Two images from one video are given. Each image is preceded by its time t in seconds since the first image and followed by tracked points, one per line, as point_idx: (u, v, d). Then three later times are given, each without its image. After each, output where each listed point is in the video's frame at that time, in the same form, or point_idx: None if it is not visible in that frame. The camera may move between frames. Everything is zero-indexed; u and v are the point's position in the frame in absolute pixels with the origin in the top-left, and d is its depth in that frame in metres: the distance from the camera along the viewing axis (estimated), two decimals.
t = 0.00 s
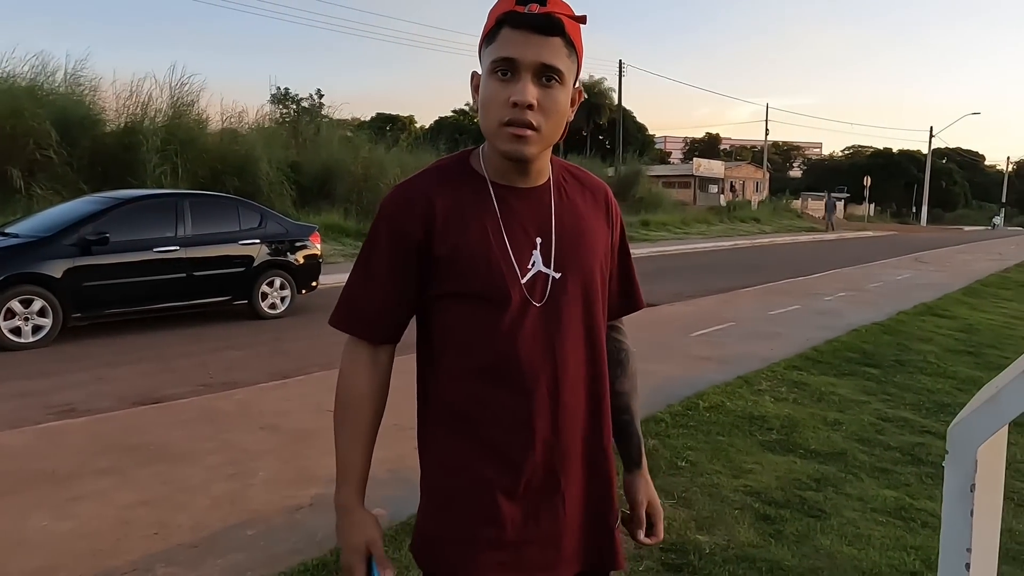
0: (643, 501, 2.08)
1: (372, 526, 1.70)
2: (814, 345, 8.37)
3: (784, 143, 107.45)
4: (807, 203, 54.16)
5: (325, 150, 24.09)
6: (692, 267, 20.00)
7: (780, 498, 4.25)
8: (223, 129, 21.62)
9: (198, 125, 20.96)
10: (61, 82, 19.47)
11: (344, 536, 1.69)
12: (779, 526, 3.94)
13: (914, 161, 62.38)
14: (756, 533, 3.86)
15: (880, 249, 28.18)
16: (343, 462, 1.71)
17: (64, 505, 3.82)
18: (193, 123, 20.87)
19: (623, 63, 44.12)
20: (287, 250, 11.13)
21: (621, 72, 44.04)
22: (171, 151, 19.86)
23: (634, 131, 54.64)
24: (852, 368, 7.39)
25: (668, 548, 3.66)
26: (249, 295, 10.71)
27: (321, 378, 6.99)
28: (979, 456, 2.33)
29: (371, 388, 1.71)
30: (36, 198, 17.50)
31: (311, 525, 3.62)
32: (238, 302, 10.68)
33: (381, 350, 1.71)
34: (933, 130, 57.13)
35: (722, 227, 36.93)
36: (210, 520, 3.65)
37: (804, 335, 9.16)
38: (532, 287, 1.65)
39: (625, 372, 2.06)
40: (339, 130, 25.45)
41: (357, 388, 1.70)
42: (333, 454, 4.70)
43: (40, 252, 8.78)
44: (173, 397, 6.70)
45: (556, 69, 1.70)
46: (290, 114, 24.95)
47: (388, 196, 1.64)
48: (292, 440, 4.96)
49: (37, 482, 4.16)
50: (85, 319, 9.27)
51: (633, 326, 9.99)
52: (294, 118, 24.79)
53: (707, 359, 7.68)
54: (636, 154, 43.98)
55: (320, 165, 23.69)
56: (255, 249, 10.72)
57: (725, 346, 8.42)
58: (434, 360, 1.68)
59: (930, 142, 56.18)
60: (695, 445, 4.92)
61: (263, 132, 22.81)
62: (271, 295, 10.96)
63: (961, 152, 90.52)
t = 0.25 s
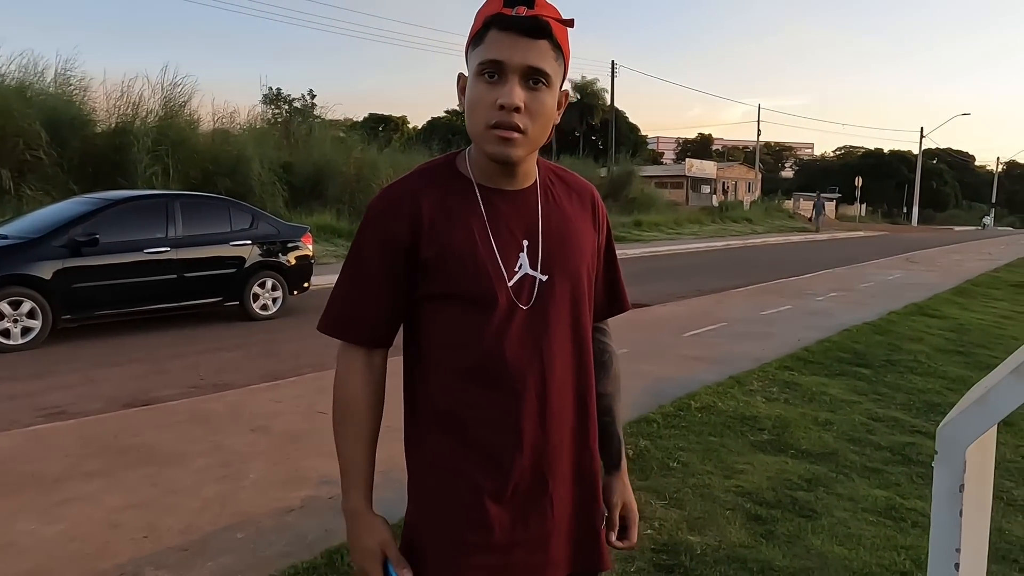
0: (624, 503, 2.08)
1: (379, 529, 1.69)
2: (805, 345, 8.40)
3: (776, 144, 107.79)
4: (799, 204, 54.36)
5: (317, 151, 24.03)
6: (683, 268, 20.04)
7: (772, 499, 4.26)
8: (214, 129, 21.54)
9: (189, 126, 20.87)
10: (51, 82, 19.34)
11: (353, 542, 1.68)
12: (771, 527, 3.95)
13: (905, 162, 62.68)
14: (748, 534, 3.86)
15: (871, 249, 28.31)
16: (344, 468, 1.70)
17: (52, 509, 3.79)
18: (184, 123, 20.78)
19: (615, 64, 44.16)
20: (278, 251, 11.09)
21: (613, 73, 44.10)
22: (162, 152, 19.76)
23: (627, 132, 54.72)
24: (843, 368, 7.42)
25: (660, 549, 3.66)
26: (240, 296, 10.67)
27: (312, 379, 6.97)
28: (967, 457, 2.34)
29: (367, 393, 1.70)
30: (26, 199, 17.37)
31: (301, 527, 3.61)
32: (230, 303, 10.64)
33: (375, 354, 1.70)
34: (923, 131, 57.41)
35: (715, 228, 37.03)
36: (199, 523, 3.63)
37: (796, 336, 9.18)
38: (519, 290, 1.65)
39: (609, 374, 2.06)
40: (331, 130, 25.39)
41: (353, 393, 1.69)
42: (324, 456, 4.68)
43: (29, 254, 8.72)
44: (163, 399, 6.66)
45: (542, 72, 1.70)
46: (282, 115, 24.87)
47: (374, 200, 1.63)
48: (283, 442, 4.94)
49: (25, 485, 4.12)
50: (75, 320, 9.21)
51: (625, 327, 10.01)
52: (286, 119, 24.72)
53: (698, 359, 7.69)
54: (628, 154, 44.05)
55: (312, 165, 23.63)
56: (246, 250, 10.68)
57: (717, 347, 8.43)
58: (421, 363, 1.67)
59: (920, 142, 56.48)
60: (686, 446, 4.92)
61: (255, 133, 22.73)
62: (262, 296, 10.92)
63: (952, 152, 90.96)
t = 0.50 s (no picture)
0: (610, 494, 2.08)
1: (362, 528, 1.69)
2: (797, 344, 8.41)
3: (770, 145, 108.08)
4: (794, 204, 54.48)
5: (312, 152, 24.01)
6: (677, 267, 20.06)
7: (760, 496, 4.26)
8: (208, 130, 21.49)
9: (183, 127, 20.82)
10: (43, 83, 19.27)
11: (335, 539, 1.68)
12: (760, 523, 3.95)
13: (899, 162, 62.85)
14: (737, 531, 3.86)
15: (865, 248, 28.36)
16: (323, 465, 1.69)
17: (39, 509, 3.78)
18: (178, 124, 20.74)
19: (610, 65, 44.19)
20: (271, 251, 11.06)
21: (608, 73, 44.12)
22: (156, 153, 19.71)
23: (622, 132, 54.76)
24: (835, 367, 7.43)
25: (648, 547, 3.65)
26: (233, 297, 10.64)
27: (303, 378, 6.95)
28: (951, 450, 2.34)
29: (345, 389, 1.69)
30: (19, 200, 17.30)
31: (289, 525, 3.60)
32: (222, 304, 10.61)
33: (353, 349, 1.69)
34: (917, 131, 57.59)
35: (710, 228, 37.08)
36: (186, 522, 3.62)
37: (788, 334, 9.18)
38: (497, 281, 1.65)
39: (590, 367, 2.07)
40: (326, 131, 25.35)
41: (331, 389, 1.68)
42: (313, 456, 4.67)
43: (19, 255, 8.69)
44: (154, 400, 6.64)
45: (518, 60, 1.70)
46: (277, 116, 24.84)
47: (351, 192, 1.62)
48: (272, 441, 4.92)
49: (12, 486, 4.11)
50: (66, 321, 9.18)
51: (617, 326, 10.01)
52: (280, 120, 24.69)
53: (691, 358, 7.70)
54: (623, 155, 44.07)
55: (306, 166, 23.60)
56: (239, 250, 10.65)
57: (709, 346, 8.43)
58: (398, 356, 1.67)
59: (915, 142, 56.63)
60: (676, 444, 4.92)
61: (249, 134, 22.70)
62: (255, 296, 10.89)
63: (946, 152, 91.24)
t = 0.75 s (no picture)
0: (607, 495, 2.08)
1: (360, 529, 1.69)
2: (795, 343, 8.43)
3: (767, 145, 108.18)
4: (791, 203, 54.53)
5: (309, 154, 23.99)
6: (674, 267, 20.07)
7: (758, 495, 4.27)
8: (205, 133, 21.48)
9: (180, 130, 20.80)
10: (39, 86, 19.24)
11: (333, 542, 1.68)
12: (757, 523, 3.96)
13: (895, 161, 62.97)
14: (734, 531, 3.87)
15: (861, 248, 28.40)
16: (320, 467, 1.70)
17: (36, 512, 3.78)
18: (175, 127, 20.72)
19: (606, 65, 44.20)
20: (268, 253, 11.06)
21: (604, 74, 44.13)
22: (153, 156, 19.70)
23: (619, 133, 54.80)
24: (832, 366, 7.44)
25: (646, 547, 3.66)
26: (230, 300, 10.64)
27: (301, 381, 6.95)
28: (946, 449, 2.35)
29: (342, 391, 1.70)
30: (16, 204, 17.28)
31: (286, 528, 3.60)
32: (220, 306, 10.60)
33: (349, 351, 1.70)
34: (914, 130, 57.70)
35: (707, 228, 37.12)
36: (184, 525, 3.63)
37: (785, 334, 9.20)
38: (492, 282, 1.65)
39: (586, 367, 2.08)
40: (323, 133, 25.34)
41: (328, 391, 1.69)
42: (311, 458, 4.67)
43: (16, 259, 8.69)
44: (151, 403, 6.64)
45: (511, 63, 1.70)
46: (273, 118, 24.82)
47: (345, 194, 1.63)
48: (270, 444, 4.92)
49: (9, 489, 4.11)
50: (63, 325, 9.18)
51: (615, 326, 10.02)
52: (277, 122, 24.67)
53: (688, 358, 7.71)
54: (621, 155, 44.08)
55: (303, 169, 23.59)
56: (236, 253, 10.65)
57: (707, 346, 8.43)
58: (394, 357, 1.68)
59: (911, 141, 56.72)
60: (674, 443, 4.92)
61: (246, 136, 22.68)
62: (253, 299, 10.89)
63: (943, 150, 91.40)
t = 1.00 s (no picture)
0: (610, 496, 2.09)
1: (368, 532, 1.70)
2: (796, 341, 8.44)
3: (767, 143, 108.17)
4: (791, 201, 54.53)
5: (308, 156, 24.02)
6: (675, 267, 20.09)
7: (760, 494, 4.27)
8: (205, 136, 21.50)
9: (180, 133, 20.83)
10: (39, 90, 19.26)
11: (340, 545, 1.69)
12: (760, 521, 3.97)
13: (895, 158, 62.97)
14: (737, 529, 3.88)
15: (862, 245, 28.41)
16: (327, 470, 1.71)
17: (41, 516, 3.79)
18: (175, 130, 20.74)
19: (605, 65, 44.22)
20: (269, 256, 11.07)
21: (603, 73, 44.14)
22: (153, 159, 19.72)
23: (619, 132, 54.83)
24: (834, 364, 7.45)
25: (649, 546, 3.67)
26: (232, 302, 10.65)
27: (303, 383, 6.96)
28: (949, 447, 2.35)
29: (349, 395, 1.71)
30: (17, 208, 17.31)
31: (290, 530, 3.62)
32: (221, 309, 10.62)
33: (355, 354, 1.71)
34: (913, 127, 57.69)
35: (707, 227, 37.14)
36: (188, 528, 3.64)
37: (786, 332, 9.21)
38: (495, 284, 1.66)
39: (589, 368, 2.09)
40: (323, 135, 25.37)
41: (333, 394, 1.70)
42: (314, 460, 4.68)
43: (18, 263, 8.70)
44: (154, 406, 6.65)
45: (514, 67, 1.71)
46: (273, 121, 24.85)
47: (348, 197, 1.64)
48: (273, 446, 4.94)
49: (13, 494, 4.12)
50: (65, 329, 9.19)
51: (617, 326, 10.03)
52: (277, 125, 24.69)
53: (689, 357, 7.73)
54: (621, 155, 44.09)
55: (303, 170, 23.61)
56: (237, 256, 10.66)
57: (708, 345, 8.44)
58: (399, 359, 1.68)
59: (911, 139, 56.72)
60: (676, 443, 4.93)
61: (246, 138, 22.71)
62: (254, 302, 10.91)
63: (943, 147, 91.37)
